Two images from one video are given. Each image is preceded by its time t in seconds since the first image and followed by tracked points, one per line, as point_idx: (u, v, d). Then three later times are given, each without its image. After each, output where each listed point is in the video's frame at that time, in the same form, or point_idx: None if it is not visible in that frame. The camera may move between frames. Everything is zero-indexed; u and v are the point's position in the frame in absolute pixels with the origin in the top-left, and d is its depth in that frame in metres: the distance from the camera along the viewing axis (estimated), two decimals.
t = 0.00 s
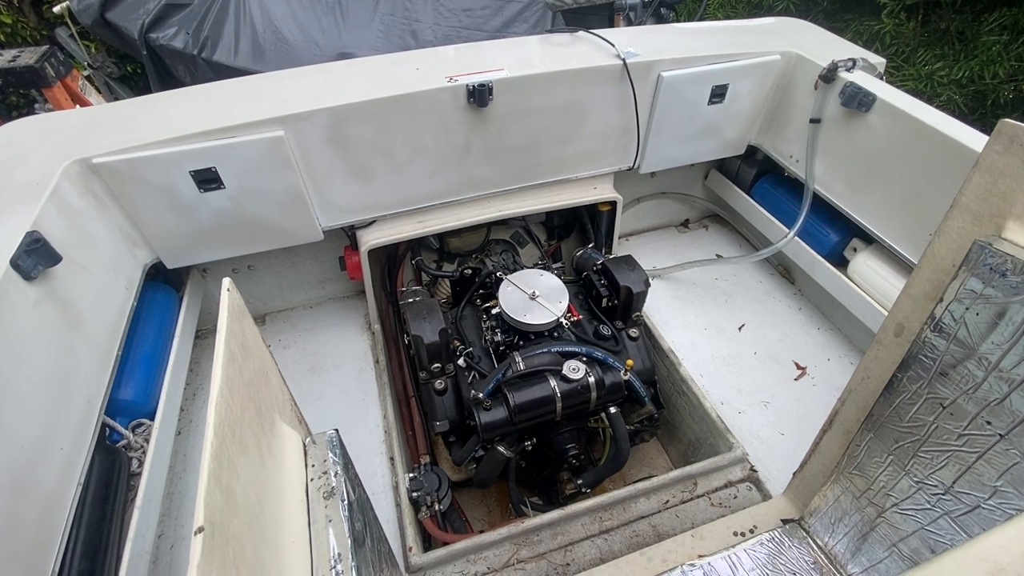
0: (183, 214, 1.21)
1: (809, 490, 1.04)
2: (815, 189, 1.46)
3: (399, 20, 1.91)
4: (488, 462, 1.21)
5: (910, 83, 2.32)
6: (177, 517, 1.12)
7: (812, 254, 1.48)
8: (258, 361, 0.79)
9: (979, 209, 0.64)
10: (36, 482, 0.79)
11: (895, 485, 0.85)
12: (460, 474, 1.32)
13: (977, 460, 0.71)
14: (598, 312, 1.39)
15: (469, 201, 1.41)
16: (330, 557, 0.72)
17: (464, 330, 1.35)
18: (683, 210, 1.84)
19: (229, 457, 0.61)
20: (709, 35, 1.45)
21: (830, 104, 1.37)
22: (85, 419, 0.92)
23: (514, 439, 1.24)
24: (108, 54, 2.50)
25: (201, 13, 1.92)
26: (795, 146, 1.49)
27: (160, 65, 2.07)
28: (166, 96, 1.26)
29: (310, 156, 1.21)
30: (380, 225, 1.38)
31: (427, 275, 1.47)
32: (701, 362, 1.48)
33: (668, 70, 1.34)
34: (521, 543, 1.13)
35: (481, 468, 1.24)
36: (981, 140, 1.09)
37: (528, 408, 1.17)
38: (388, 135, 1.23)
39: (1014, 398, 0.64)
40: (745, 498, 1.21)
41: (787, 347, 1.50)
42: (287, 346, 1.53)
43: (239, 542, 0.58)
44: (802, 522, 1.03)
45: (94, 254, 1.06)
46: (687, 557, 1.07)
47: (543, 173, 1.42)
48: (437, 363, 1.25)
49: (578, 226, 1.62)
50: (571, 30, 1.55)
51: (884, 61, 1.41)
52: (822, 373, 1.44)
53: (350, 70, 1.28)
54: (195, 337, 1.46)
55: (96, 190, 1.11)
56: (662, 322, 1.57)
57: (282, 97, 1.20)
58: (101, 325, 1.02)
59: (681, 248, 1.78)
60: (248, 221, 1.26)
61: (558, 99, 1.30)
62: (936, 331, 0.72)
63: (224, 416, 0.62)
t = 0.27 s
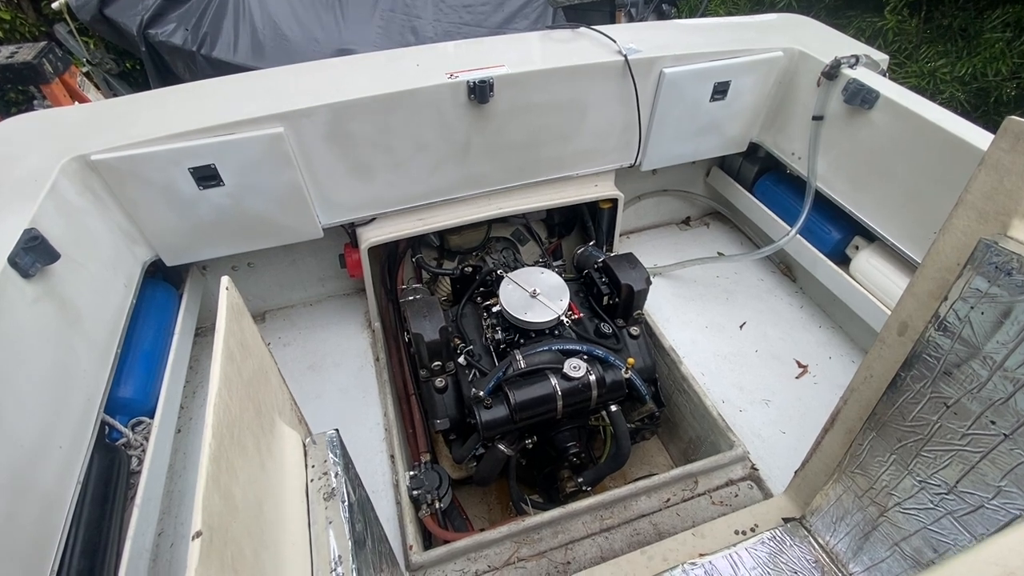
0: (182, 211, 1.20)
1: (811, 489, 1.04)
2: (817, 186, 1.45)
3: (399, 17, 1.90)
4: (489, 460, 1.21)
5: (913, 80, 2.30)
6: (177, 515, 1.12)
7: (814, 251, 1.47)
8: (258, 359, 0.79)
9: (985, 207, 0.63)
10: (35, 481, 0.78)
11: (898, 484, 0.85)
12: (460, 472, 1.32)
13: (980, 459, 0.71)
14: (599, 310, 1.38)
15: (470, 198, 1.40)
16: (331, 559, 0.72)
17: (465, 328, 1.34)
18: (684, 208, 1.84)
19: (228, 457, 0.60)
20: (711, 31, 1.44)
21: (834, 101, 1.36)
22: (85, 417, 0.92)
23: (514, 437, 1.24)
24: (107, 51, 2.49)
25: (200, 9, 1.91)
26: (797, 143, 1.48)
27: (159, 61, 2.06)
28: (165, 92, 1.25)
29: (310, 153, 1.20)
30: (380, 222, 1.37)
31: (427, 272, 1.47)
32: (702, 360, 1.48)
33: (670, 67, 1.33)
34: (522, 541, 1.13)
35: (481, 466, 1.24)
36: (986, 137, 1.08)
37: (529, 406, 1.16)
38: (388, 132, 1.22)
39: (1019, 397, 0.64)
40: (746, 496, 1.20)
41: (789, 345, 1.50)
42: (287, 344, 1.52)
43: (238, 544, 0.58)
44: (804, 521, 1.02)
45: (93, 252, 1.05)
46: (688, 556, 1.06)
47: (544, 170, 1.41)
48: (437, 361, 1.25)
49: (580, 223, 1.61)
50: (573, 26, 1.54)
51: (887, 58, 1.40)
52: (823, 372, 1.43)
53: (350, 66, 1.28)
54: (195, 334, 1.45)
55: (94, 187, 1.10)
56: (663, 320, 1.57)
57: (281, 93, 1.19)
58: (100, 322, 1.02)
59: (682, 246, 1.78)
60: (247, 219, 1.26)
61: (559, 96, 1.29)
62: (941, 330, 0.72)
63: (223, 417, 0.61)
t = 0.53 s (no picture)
0: (182, 209, 1.20)
1: (811, 488, 1.04)
2: (819, 185, 1.45)
3: (400, 13, 1.89)
4: (490, 459, 1.21)
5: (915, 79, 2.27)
6: (178, 514, 1.12)
7: (815, 250, 1.47)
8: (260, 358, 0.79)
9: (988, 206, 0.63)
10: (35, 480, 0.78)
11: (899, 483, 0.85)
12: (461, 471, 1.32)
13: (983, 459, 0.71)
14: (600, 309, 1.38)
15: (471, 196, 1.40)
16: (333, 560, 0.72)
17: (466, 326, 1.34)
18: (685, 206, 1.83)
19: (230, 457, 0.60)
20: (713, 29, 1.44)
21: (836, 99, 1.36)
22: (85, 417, 0.92)
23: (515, 436, 1.24)
24: (105, 47, 2.48)
25: (200, 5, 1.90)
26: (799, 141, 1.48)
27: (158, 58, 2.05)
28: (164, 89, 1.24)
29: (310, 150, 1.20)
30: (380, 220, 1.37)
31: (427, 271, 1.47)
32: (702, 358, 1.48)
33: (672, 65, 1.33)
34: (523, 540, 1.13)
35: (481, 465, 1.24)
36: (989, 137, 1.08)
37: (529, 405, 1.16)
38: (389, 130, 1.21)
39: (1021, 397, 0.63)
40: (747, 495, 1.20)
41: (790, 344, 1.50)
42: (287, 342, 1.52)
43: (241, 545, 0.58)
44: (805, 520, 1.02)
45: (92, 250, 1.05)
46: (689, 555, 1.06)
47: (545, 168, 1.41)
48: (438, 360, 1.25)
49: (580, 222, 1.61)
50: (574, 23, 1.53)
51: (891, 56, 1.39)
52: (824, 371, 1.43)
53: (350, 63, 1.27)
54: (194, 333, 1.45)
55: (93, 185, 1.10)
56: (664, 318, 1.56)
57: (281, 91, 1.19)
58: (100, 321, 1.02)
59: (683, 244, 1.77)
60: (247, 216, 1.25)
61: (561, 93, 1.28)
62: (943, 330, 0.71)
63: (225, 417, 0.61)
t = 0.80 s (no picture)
0: (181, 207, 1.19)
1: (811, 486, 1.04)
2: (820, 183, 1.45)
3: (399, 10, 1.88)
4: (490, 458, 1.21)
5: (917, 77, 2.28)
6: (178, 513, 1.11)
7: (816, 249, 1.47)
8: (261, 357, 0.79)
9: (989, 205, 0.63)
10: (34, 480, 0.78)
11: (899, 482, 0.85)
12: (461, 469, 1.32)
13: (983, 458, 0.71)
14: (600, 307, 1.37)
15: (471, 194, 1.39)
16: (334, 557, 0.72)
17: (466, 325, 1.34)
18: (686, 204, 1.83)
19: (232, 456, 0.60)
20: (715, 26, 1.43)
21: (838, 98, 1.36)
22: (84, 416, 0.91)
23: (515, 435, 1.24)
24: (104, 43, 2.46)
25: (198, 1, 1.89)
26: (800, 140, 1.47)
27: (157, 54, 2.04)
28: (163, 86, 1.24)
29: (310, 148, 1.19)
30: (380, 218, 1.36)
31: (428, 269, 1.46)
32: (703, 357, 1.48)
33: (674, 62, 1.32)
34: (523, 538, 1.13)
35: (481, 464, 1.24)
36: (991, 135, 1.08)
37: (530, 404, 1.16)
38: (389, 128, 1.21)
39: (1021, 396, 0.63)
40: (747, 494, 1.20)
41: (790, 342, 1.50)
42: (287, 340, 1.52)
43: (244, 542, 0.58)
44: (805, 519, 1.02)
45: (91, 248, 1.04)
46: (689, 553, 1.06)
47: (546, 166, 1.40)
48: (439, 358, 1.25)
49: (581, 220, 1.61)
50: (575, 20, 1.53)
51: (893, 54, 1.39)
52: (825, 369, 1.43)
53: (351, 60, 1.26)
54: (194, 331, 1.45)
55: (92, 182, 1.09)
56: (665, 317, 1.56)
57: (281, 88, 1.18)
58: (99, 319, 1.01)
59: (684, 243, 1.77)
60: (247, 214, 1.25)
61: (562, 91, 1.28)
62: (943, 329, 0.71)
63: (227, 414, 0.61)
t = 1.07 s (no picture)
0: (179, 204, 1.19)
1: (809, 484, 1.04)
2: (820, 182, 1.45)
3: (399, 6, 1.88)
4: (489, 456, 1.21)
5: (918, 74, 2.29)
6: (177, 509, 1.12)
7: (815, 247, 1.47)
8: (259, 354, 0.78)
9: (987, 203, 0.63)
10: (32, 477, 0.78)
11: (897, 480, 0.85)
12: (459, 466, 1.32)
13: (980, 455, 0.71)
14: (599, 305, 1.37)
15: (470, 191, 1.39)
16: (332, 552, 0.72)
17: (464, 322, 1.33)
18: (685, 202, 1.83)
19: (229, 452, 0.60)
20: (715, 23, 1.43)
21: (838, 96, 1.35)
22: (81, 414, 0.91)
23: (514, 433, 1.24)
24: (102, 39, 2.45)
25: None
26: (800, 138, 1.47)
27: (155, 50, 2.03)
28: (161, 82, 1.23)
29: (308, 145, 1.19)
30: (379, 215, 1.36)
31: (427, 267, 1.46)
32: (702, 355, 1.48)
33: (674, 60, 1.32)
34: (521, 536, 1.13)
35: (480, 462, 1.24)
36: (991, 133, 1.08)
37: (528, 402, 1.16)
38: (388, 125, 1.21)
39: (1020, 393, 0.63)
40: (746, 492, 1.21)
41: (789, 341, 1.50)
42: (286, 337, 1.51)
43: (240, 538, 0.58)
44: (803, 517, 1.02)
45: (88, 244, 1.04)
46: (688, 551, 1.06)
47: (545, 164, 1.40)
48: (437, 356, 1.24)
49: (580, 218, 1.60)
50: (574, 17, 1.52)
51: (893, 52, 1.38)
52: (823, 368, 1.43)
53: (350, 57, 1.26)
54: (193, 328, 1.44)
55: (90, 178, 1.09)
56: (664, 315, 1.56)
57: (280, 84, 1.18)
58: (96, 316, 1.01)
59: (683, 241, 1.77)
60: (245, 211, 1.24)
61: (561, 88, 1.28)
62: (941, 326, 0.71)
63: (224, 410, 0.61)
